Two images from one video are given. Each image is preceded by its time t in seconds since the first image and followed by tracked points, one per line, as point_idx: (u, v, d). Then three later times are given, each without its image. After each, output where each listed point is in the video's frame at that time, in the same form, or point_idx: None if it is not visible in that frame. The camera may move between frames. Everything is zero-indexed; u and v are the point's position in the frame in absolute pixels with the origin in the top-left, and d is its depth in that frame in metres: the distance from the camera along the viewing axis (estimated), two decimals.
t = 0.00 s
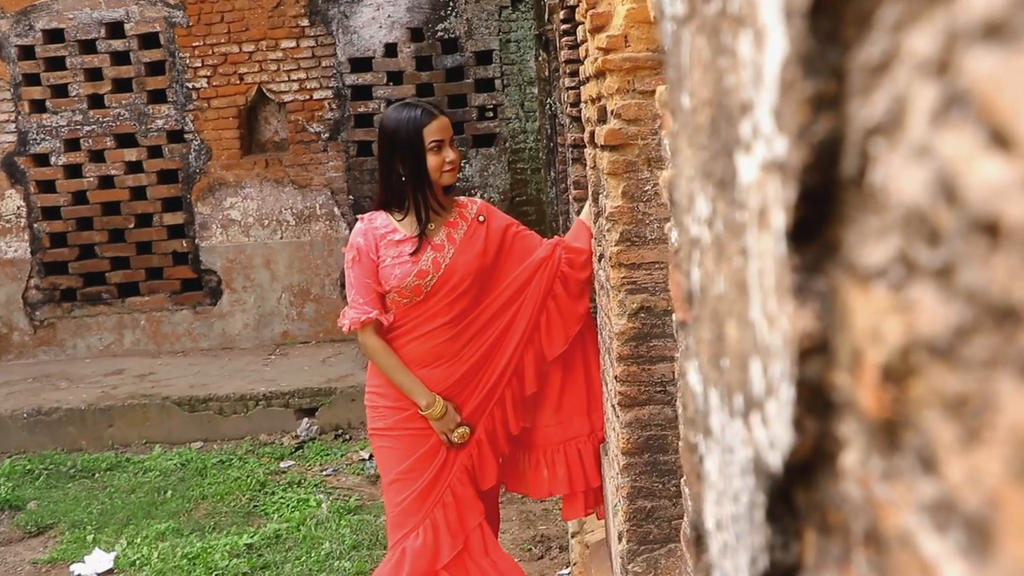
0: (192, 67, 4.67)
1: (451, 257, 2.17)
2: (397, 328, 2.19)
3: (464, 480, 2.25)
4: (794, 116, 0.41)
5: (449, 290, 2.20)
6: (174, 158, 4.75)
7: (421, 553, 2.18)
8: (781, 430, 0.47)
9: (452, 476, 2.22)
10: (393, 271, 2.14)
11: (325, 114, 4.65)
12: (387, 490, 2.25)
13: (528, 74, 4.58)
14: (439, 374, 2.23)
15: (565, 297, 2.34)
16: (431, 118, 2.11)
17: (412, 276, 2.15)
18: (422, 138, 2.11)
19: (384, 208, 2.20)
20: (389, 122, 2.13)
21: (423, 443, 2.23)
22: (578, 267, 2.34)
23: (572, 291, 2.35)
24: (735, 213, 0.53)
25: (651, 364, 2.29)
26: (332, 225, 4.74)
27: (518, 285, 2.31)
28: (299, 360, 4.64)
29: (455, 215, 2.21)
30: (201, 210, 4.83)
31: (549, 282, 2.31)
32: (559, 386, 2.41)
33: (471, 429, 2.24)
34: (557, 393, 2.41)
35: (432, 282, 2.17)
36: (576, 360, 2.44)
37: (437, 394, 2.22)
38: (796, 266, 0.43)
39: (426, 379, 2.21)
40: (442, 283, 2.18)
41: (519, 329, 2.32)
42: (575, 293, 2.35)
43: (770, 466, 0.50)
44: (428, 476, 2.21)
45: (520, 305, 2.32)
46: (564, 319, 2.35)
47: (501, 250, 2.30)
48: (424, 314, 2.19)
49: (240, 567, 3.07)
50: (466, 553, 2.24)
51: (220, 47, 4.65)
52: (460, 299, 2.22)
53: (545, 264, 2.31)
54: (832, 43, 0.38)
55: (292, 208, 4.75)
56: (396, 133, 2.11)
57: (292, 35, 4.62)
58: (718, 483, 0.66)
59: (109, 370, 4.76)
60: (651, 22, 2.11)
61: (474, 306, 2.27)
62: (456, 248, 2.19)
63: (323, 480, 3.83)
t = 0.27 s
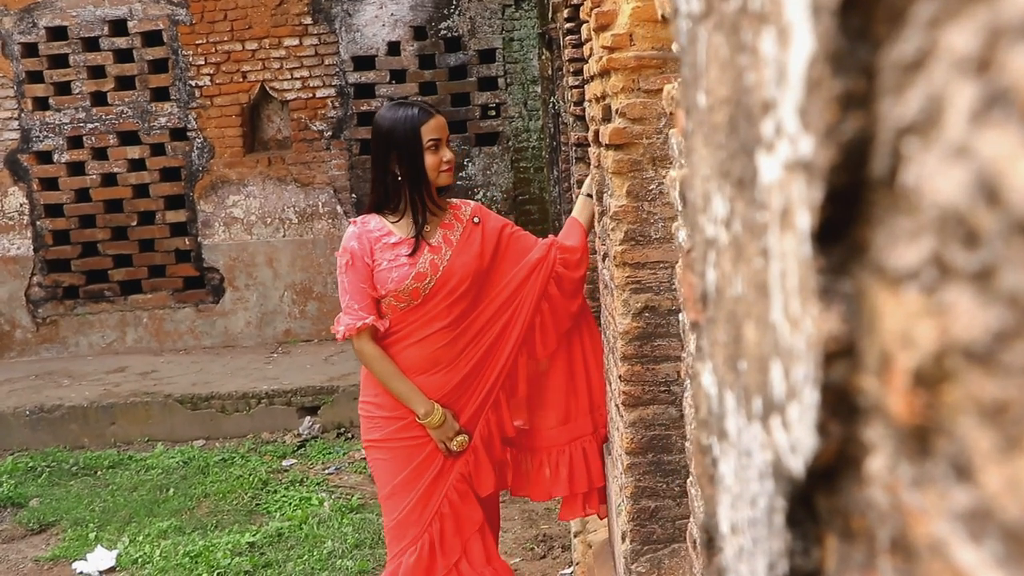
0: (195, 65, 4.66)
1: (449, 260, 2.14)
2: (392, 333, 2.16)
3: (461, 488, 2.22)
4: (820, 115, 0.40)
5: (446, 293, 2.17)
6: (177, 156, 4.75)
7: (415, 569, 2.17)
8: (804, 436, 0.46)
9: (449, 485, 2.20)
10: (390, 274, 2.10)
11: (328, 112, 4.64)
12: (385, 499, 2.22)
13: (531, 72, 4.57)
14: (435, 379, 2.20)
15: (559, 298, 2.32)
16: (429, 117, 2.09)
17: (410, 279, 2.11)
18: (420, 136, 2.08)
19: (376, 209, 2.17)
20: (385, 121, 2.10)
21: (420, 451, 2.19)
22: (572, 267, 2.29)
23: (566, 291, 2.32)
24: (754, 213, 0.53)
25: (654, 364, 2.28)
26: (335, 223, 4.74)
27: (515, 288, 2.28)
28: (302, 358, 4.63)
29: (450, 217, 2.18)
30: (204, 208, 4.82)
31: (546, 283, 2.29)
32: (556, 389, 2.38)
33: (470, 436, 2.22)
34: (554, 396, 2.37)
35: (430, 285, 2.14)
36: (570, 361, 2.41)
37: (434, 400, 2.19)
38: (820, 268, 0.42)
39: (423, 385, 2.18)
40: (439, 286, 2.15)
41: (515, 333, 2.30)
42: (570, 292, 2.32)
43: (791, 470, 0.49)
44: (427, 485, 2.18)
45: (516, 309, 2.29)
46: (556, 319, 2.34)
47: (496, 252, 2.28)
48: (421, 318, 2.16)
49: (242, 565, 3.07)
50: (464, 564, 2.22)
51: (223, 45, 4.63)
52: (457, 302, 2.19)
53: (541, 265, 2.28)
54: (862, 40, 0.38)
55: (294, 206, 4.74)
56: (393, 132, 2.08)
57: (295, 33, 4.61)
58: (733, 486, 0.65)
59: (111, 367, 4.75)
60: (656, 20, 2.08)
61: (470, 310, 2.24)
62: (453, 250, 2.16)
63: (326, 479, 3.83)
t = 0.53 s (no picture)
0: (198, 63, 4.65)
1: (442, 259, 2.09)
2: (385, 335, 2.10)
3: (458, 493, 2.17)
4: (847, 114, 0.40)
5: (439, 293, 2.11)
6: (179, 153, 4.74)
7: None
8: (827, 442, 0.46)
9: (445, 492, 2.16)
10: (382, 274, 2.04)
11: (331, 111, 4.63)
12: (382, 507, 2.17)
13: (534, 71, 4.56)
14: (429, 382, 2.14)
15: (552, 296, 2.28)
16: (422, 112, 2.03)
17: (403, 279, 2.06)
18: (413, 132, 2.03)
19: (367, 207, 2.11)
20: (376, 117, 2.04)
21: (414, 456, 2.14)
22: (567, 265, 2.24)
23: (557, 289, 2.28)
24: (775, 214, 0.52)
25: (658, 363, 2.27)
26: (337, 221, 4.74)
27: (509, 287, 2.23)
28: (304, 357, 4.63)
29: (443, 215, 2.13)
30: (206, 206, 4.82)
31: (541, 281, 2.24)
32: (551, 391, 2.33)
33: (466, 439, 2.17)
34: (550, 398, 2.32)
35: (424, 285, 2.08)
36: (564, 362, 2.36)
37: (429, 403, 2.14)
38: (847, 270, 0.41)
39: (418, 389, 2.12)
40: (433, 285, 2.10)
41: (510, 332, 2.25)
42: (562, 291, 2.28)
43: (813, 475, 0.49)
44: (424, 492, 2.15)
45: (511, 308, 2.24)
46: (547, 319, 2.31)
47: (490, 250, 2.23)
48: (414, 319, 2.10)
49: (244, 563, 3.06)
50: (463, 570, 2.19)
51: (226, 43, 4.62)
52: (451, 302, 2.14)
53: (536, 263, 2.22)
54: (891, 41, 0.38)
55: (297, 204, 4.74)
56: (386, 128, 2.03)
57: (298, 31, 4.61)
58: (749, 489, 0.65)
59: (114, 365, 4.75)
60: (661, 19, 2.08)
61: (464, 310, 2.19)
62: (446, 248, 2.11)
63: (328, 477, 3.82)
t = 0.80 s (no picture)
0: (205, 61, 4.65)
1: (439, 256, 2.05)
2: (381, 335, 2.05)
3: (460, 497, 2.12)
4: (882, 113, 0.39)
5: (437, 291, 2.07)
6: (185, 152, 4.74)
7: None
8: (856, 447, 0.45)
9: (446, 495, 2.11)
10: (378, 272, 2.00)
11: (337, 110, 4.63)
12: (382, 512, 2.13)
13: (540, 70, 4.55)
14: (428, 383, 2.09)
15: (554, 294, 2.23)
16: (416, 107, 2.01)
17: (399, 276, 2.02)
18: (407, 127, 2.00)
19: (362, 205, 2.08)
20: (370, 112, 2.01)
21: (413, 458, 2.09)
22: (567, 263, 2.19)
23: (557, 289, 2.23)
24: (800, 214, 0.51)
25: (666, 363, 2.26)
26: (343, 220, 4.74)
27: (508, 286, 2.18)
28: (309, 355, 4.63)
29: (439, 212, 2.10)
30: (212, 204, 4.81)
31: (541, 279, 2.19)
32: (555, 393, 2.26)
33: (466, 441, 2.11)
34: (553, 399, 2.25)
35: (421, 282, 2.04)
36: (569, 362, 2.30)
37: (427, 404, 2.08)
38: (879, 271, 0.41)
39: (415, 389, 2.07)
40: (430, 283, 2.05)
41: (512, 331, 2.18)
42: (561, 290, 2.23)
43: (838, 480, 0.48)
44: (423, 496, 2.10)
45: (512, 307, 2.19)
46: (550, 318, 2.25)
47: (489, 248, 2.18)
48: (412, 317, 2.05)
49: (250, 562, 3.05)
50: None
51: (232, 42, 4.62)
52: (449, 301, 2.09)
53: (535, 261, 2.18)
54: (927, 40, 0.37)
55: (303, 202, 4.75)
56: (378, 124, 2.00)
57: (304, 29, 4.60)
58: (769, 493, 0.64)
59: (120, 363, 4.75)
60: (668, 18, 2.07)
61: (463, 309, 2.14)
62: (442, 246, 2.07)
63: (333, 476, 3.82)
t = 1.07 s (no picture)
0: (212, 61, 4.65)
1: (439, 258, 2.01)
2: (380, 341, 2.02)
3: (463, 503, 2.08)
4: (917, 115, 0.39)
5: (437, 295, 2.03)
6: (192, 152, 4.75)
7: None
8: (886, 455, 0.44)
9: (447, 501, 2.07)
10: (377, 275, 1.97)
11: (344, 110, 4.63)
12: (383, 519, 2.10)
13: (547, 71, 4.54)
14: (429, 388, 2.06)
15: (556, 296, 2.19)
16: (416, 106, 1.99)
17: (398, 280, 1.98)
18: (405, 126, 1.98)
19: (360, 208, 2.05)
20: (369, 112, 2.00)
21: (414, 464, 2.06)
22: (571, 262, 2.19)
23: (562, 291, 2.21)
24: (825, 218, 0.50)
25: (674, 365, 2.25)
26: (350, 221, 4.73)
27: (510, 288, 2.15)
28: (315, 356, 4.62)
29: (439, 214, 2.06)
30: (218, 205, 4.82)
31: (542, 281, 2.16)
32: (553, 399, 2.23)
33: (469, 447, 2.07)
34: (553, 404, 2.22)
35: (421, 286, 2.01)
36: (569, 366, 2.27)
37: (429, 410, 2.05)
38: (912, 277, 0.40)
39: (416, 394, 2.04)
40: (430, 287, 2.02)
41: (515, 335, 2.14)
42: (567, 293, 2.21)
43: (865, 486, 0.47)
44: (424, 502, 2.06)
45: (514, 310, 2.15)
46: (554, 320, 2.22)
47: (491, 250, 2.15)
48: (412, 321, 2.02)
49: (255, 563, 3.04)
50: None
51: (240, 43, 4.62)
52: (451, 304, 2.06)
53: (538, 261, 2.16)
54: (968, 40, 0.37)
55: (310, 203, 4.75)
56: (377, 122, 1.98)
57: (312, 30, 4.60)
58: (789, 499, 0.64)
59: (126, 363, 4.75)
60: (678, 19, 2.07)
61: (465, 312, 2.10)
62: (443, 248, 2.03)
63: (338, 477, 3.81)
